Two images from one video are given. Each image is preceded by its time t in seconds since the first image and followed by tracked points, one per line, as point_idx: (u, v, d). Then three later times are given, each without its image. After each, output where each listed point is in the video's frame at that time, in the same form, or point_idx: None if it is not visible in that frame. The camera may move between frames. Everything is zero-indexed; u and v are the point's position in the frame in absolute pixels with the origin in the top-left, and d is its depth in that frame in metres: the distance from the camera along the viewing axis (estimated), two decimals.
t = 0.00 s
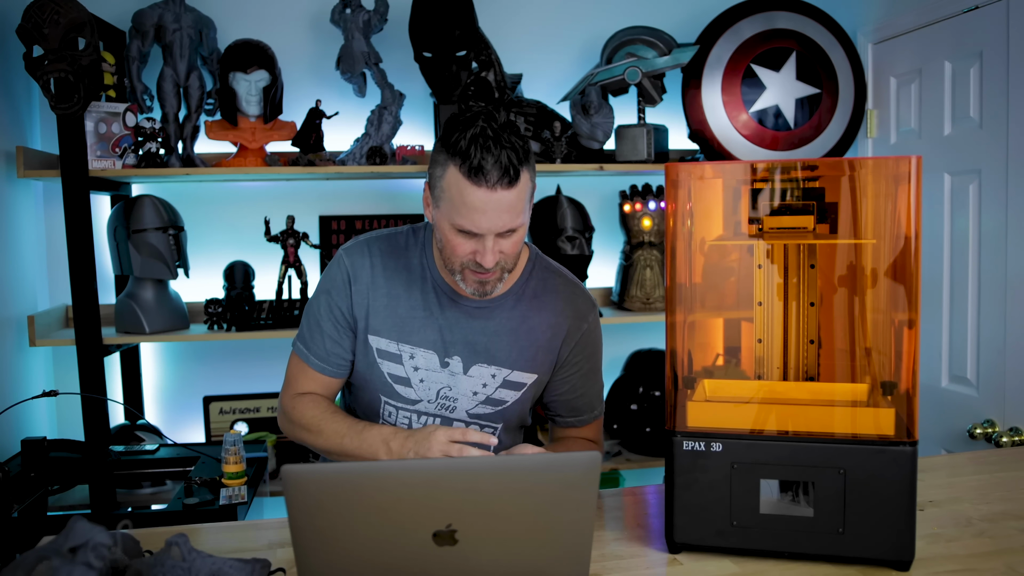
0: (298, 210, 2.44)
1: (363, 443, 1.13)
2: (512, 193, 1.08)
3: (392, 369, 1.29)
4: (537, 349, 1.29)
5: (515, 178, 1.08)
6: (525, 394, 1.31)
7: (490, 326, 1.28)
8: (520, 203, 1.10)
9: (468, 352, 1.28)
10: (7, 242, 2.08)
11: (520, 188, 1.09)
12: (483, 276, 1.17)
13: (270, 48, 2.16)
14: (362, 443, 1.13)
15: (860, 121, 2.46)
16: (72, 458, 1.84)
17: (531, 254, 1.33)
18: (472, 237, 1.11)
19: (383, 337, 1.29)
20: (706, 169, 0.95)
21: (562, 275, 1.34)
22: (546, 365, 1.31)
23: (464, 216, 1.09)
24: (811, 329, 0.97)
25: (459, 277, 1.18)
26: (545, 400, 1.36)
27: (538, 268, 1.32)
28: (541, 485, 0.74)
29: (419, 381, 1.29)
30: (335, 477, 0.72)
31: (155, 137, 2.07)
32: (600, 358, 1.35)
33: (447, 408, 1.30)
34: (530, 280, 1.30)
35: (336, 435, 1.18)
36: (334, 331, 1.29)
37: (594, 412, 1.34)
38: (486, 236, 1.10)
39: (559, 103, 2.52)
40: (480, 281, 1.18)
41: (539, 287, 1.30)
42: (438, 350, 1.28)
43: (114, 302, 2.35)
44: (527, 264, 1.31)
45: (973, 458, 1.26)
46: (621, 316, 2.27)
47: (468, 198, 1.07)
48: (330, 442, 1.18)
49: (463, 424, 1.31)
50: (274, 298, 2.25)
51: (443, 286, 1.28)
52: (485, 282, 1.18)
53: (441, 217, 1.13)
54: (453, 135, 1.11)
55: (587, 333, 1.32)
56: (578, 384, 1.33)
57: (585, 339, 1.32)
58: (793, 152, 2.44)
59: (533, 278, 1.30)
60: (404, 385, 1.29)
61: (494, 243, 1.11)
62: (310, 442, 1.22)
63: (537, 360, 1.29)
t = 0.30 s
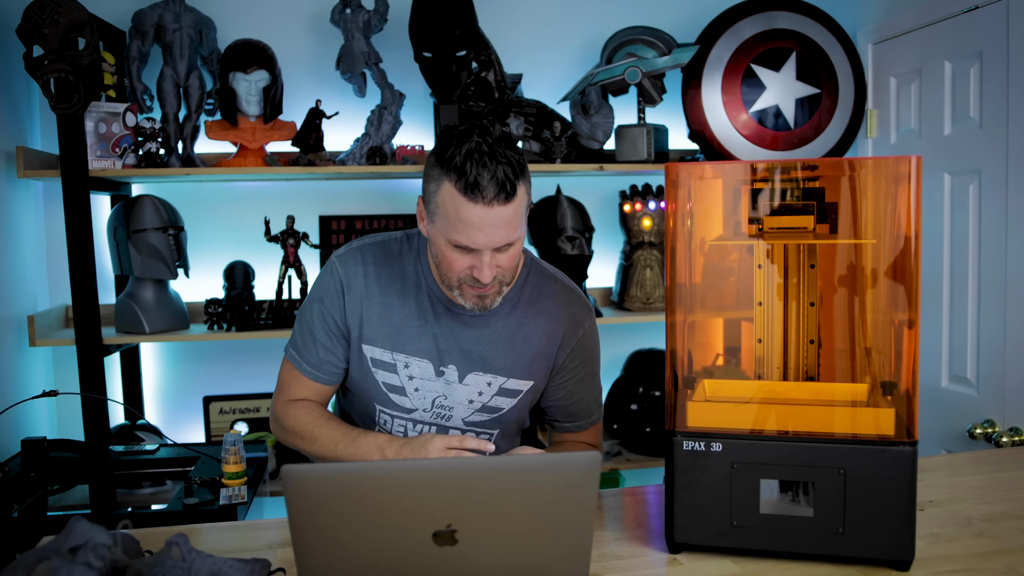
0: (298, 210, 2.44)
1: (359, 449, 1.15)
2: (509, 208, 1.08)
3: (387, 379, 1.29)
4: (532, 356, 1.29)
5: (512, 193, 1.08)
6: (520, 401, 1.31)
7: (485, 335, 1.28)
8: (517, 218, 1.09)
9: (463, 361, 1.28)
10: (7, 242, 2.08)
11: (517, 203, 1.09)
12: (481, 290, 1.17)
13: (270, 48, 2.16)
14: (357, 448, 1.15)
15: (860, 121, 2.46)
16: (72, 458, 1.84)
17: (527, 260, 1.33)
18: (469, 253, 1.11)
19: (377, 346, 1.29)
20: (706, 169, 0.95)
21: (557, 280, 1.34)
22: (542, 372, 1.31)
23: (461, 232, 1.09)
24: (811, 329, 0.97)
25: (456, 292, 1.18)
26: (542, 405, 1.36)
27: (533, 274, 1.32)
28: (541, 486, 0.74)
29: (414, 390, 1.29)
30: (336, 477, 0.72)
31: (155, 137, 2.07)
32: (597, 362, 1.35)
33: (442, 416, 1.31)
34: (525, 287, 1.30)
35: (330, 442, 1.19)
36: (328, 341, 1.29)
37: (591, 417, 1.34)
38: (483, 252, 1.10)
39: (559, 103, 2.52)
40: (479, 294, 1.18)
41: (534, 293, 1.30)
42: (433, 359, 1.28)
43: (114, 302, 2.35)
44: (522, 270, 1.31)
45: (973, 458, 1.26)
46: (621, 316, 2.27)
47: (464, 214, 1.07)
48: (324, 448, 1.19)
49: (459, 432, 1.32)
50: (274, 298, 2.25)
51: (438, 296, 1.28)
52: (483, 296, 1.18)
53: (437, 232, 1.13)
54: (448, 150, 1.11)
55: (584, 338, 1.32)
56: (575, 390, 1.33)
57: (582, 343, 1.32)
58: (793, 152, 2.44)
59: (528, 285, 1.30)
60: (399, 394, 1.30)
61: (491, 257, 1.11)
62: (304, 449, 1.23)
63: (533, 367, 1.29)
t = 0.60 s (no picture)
0: (298, 210, 2.44)
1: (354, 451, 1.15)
2: (509, 211, 1.08)
3: (383, 382, 1.29)
4: (530, 360, 1.29)
5: (511, 196, 1.08)
6: (518, 405, 1.31)
7: (483, 339, 1.27)
8: (516, 221, 1.09)
9: (460, 364, 1.28)
10: (6, 242, 2.08)
11: (516, 207, 1.09)
12: (481, 294, 1.16)
13: (270, 48, 2.16)
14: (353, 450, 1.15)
15: (860, 121, 2.46)
16: (72, 458, 1.84)
17: (524, 263, 1.32)
18: (469, 258, 1.11)
19: (374, 349, 1.28)
20: (706, 169, 0.95)
21: (554, 283, 1.34)
22: (539, 375, 1.31)
23: (461, 238, 1.09)
24: (811, 329, 0.97)
25: (456, 297, 1.17)
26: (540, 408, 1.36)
27: (531, 278, 1.31)
28: (541, 486, 0.74)
29: (410, 394, 1.29)
30: (336, 477, 0.72)
31: (155, 137, 2.07)
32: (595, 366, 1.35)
33: (439, 420, 1.30)
34: (523, 290, 1.30)
35: (327, 445, 1.19)
36: (324, 343, 1.29)
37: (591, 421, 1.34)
38: (484, 256, 1.10)
39: (559, 103, 2.52)
40: (479, 298, 1.18)
41: (532, 296, 1.30)
42: (430, 362, 1.28)
43: (114, 302, 2.35)
44: (519, 273, 1.30)
45: (973, 458, 1.26)
46: (621, 316, 2.27)
47: (465, 219, 1.07)
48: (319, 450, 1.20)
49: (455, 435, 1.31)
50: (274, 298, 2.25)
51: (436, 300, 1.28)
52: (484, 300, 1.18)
53: (436, 238, 1.13)
54: (445, 155, 1.11)
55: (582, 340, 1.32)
56: (573, 395, 1.34)
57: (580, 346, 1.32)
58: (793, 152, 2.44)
59: (525, 289, 1.30)
60: (396, 398, 1.30)
61: (492, 262, 1.11)
62: (300, 452, 1.23)
63: (530, 372, 1.29)
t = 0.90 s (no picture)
0: (298, 210, 2.44)
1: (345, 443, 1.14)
2: (495, 143, 1.11)
3: (383, 365, 1.29)
4: (527, 337, 1.29)
5: (497, 131, 1.12)
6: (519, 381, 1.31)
7: (479, 317, 1.28)
8: (502, 158, 1.12)
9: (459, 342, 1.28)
10: (7, 242, 2.08)
11: (502, 143, 1.13)
12: (468, 241, 1.15)
13: (270, 48, 2.16)
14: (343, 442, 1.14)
15: (860, 121, 2.46)
16: (72, 458, 1.84)
17: (517, 241, 1.32)
18: (456, 193, 1.13)
19: (371, 334, 1.29)
20: (706, 169, 0.95)
21: (547, 260, 1.34)
22: (537, 352, 1.32)
23: (447, 170, 1.11)
24: (811, 329, 0.97)
25: (443, 245, 1.16)
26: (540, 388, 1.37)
27: (524, 254, 1.31)
28: (541, 486, 0.74)
29: (411, 374, 1.29)
30: (336, 477, 0.72)
31: (155, 137, 2.07)
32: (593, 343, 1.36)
33: (441, 401, 1.30)
34: (517, 267, 1.29)
35: (321, 437, 1.19)
36: (320, 333, 1.30)
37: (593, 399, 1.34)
38: (471, 189, 1.12)
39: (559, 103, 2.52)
40: (466, 247, 1.15)
41: (526, 272, 1.30)
42: (428, 342, 1.28)
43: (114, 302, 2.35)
44: (511, 249, 1.29)
45: (973, 458, 1.26)
46: (621, 316, 2.27)
47: (451, 149, 1.10)
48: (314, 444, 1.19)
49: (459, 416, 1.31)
50: (274, 299, 2.25)
51: (430, 278, 1.28)
52: (471, 250, 1.16)
53: (423, 178, 1.15)
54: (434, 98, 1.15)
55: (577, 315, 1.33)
56: (572, 370, 1.34)
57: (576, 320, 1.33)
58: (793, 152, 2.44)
59: (520, 265, 1.30)
60: (396, 380, 1.29)
61: (478, 198, 1.13)
62: (299, 446, 1.23)
63: (529, 347, 1.30)
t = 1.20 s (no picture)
0: (298, 210, 2.45)
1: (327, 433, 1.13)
2: (500, 98, 1.28)
3: (376, 343, 1.29)
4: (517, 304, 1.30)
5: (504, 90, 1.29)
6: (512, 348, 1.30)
7: (468, 287, 1.29)
8: (504, 116, 1.29)
9: (449, 313, 1.28)
10: (7, 242, 2.08)
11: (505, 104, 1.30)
12: (466, 184, 1.25)
13: (270, 48, 2.16)
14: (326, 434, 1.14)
15: (860, 121, 2.46)
16: (72, 458, 1.84)
17: (503, 219, 1.35)
18: (462, 135, 1.27)
19: (363, 314, 1.29)
20: (706, 169, 0.95)
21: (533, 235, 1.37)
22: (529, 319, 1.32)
23: (458, 111, 1.26)
24: (811, 329, 0.97)
25: (441, 188, 1.25)
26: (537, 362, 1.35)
27: (511, 228, 1.34)
28: (541, 485, 0.74)
29: (405, 349, 1.28)
30: (336, 477, 0.72)
31: (155, 137, 2.07)
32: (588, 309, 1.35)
33: (437, 373, 1.29)
34: (504, 239, 1.32)
35: (308, 426, 1.19)
36: (314, 323, 1.32)
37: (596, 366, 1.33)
38: (476, 132, 1.26)
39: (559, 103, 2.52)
40: (463, 192, 1.25)
41: (512, 244, 1.33)
42: (418, 315, 1.28)
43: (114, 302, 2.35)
44: (499, 224, 1.33)
45: (973, 458, 1.26)
46: (621, 316, 2.27)
47: (464, 93, 1.26)
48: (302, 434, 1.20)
49: (457, 389, 1.29)
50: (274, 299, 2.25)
51: (416, 255, 1.30)
52: (467, 195, 1.25)
53: (433, 125, 1.29)
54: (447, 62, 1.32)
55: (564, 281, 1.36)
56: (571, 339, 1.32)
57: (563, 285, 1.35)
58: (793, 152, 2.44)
59: (507, 238, 1.33)
60: (391, 356, 1.28)
61: (482, 144, 1.27)
62: (291, 436, 1.24)
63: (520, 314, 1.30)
